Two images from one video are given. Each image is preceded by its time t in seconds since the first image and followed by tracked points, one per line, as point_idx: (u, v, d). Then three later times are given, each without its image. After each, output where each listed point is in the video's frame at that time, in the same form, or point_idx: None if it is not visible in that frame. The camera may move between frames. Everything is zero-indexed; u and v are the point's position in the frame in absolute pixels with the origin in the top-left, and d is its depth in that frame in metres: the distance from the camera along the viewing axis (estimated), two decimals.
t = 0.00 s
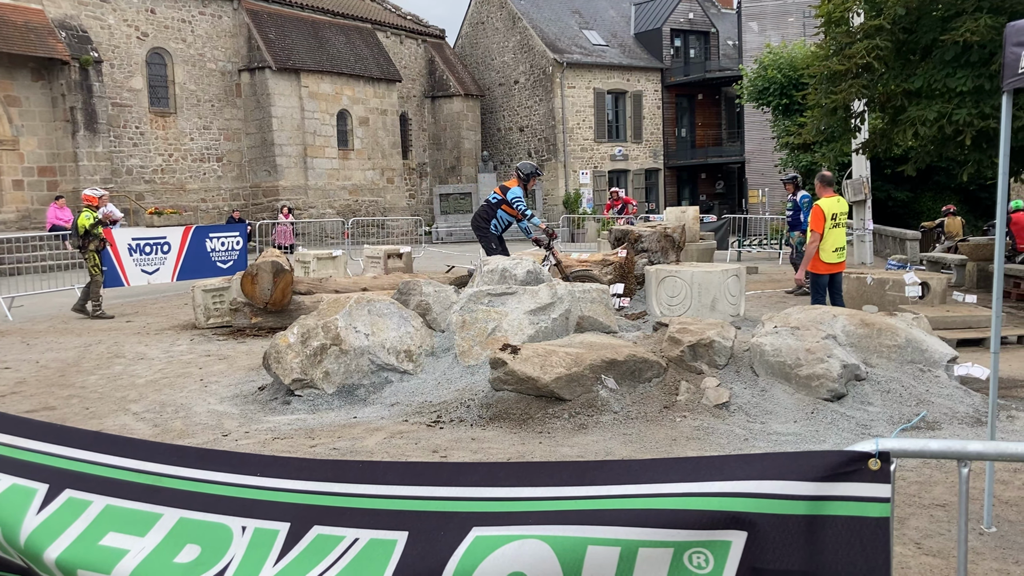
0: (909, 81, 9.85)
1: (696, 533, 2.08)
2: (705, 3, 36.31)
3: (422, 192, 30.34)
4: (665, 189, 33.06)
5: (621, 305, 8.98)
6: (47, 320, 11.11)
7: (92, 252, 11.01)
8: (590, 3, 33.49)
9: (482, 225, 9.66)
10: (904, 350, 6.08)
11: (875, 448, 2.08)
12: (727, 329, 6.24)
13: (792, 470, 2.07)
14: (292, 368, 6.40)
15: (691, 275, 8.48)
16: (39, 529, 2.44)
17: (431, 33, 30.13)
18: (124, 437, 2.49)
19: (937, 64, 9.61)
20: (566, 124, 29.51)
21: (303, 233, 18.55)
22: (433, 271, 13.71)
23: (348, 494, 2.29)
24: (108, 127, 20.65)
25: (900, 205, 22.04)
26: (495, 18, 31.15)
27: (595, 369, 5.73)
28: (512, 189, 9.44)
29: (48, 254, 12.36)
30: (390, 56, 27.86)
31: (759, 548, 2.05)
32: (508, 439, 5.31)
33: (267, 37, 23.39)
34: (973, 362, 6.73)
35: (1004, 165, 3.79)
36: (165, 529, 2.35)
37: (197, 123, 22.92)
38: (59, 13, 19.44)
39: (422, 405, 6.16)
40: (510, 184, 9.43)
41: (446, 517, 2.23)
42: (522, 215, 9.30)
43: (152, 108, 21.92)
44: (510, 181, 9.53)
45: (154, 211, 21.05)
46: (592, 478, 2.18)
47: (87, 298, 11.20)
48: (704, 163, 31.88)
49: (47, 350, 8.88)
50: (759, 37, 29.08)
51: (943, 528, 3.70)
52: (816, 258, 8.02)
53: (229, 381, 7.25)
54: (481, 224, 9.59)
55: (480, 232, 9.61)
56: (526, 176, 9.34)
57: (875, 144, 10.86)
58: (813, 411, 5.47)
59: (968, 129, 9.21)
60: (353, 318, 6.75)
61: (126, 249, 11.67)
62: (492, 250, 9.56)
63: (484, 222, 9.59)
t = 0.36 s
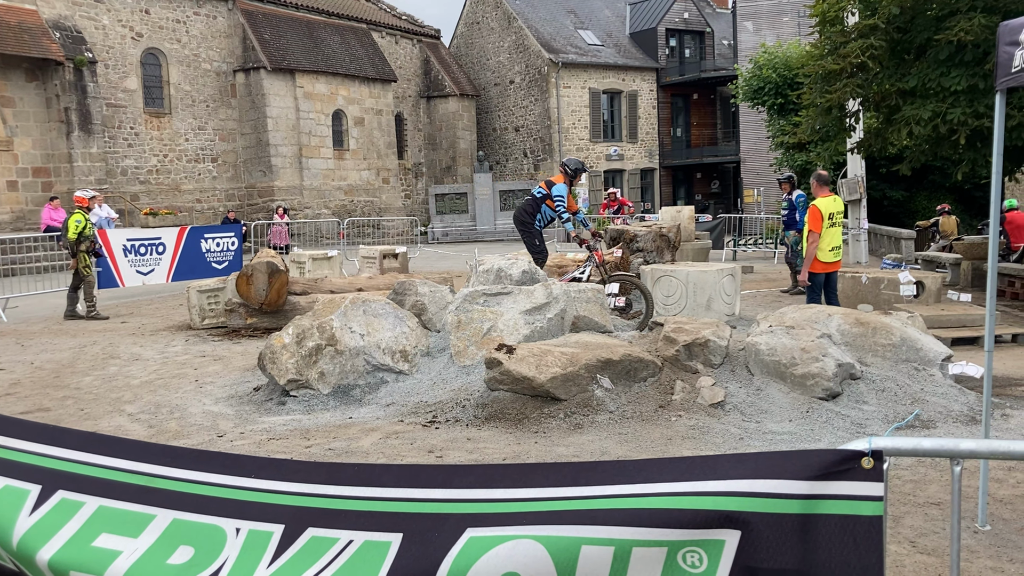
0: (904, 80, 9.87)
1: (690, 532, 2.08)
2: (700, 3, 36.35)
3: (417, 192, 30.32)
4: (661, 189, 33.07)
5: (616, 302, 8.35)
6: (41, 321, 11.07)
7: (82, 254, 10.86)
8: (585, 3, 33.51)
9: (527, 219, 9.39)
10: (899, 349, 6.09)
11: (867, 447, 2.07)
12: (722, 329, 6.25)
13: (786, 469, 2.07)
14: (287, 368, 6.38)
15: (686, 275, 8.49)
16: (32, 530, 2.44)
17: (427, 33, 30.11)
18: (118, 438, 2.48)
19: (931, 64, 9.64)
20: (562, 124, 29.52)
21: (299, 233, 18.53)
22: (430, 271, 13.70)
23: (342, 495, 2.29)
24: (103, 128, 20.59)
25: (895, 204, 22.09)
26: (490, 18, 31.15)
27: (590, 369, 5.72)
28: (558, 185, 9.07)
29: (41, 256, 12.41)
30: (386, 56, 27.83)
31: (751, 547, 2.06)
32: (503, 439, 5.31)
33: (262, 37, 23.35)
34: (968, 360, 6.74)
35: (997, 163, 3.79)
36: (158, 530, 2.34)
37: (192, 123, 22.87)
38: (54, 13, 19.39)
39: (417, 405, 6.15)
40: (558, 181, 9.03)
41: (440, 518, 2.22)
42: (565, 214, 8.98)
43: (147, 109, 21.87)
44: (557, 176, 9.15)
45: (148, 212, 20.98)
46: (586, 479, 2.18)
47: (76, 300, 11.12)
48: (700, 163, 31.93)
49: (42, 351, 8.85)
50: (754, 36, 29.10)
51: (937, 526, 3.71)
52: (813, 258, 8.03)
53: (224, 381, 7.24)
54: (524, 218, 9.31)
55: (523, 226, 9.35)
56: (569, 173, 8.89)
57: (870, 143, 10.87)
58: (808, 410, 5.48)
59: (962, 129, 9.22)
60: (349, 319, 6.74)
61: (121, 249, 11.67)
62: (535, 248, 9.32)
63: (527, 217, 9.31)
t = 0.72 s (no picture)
0: (896, 80, 9.89)
1: (680, 532, 2.08)
2: (693, 3, 36.41)
3: (411, 192, 30.32)
4: (655, 189, 33.08)
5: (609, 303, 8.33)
6: (33, 322, 11.02)
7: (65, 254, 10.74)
8: (579, 3, 33.52)
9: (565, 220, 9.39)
10: (892, 348, 6.10)
11: (857, 446, 2.07)
12: (715, 328, 6.25)
13: (777, 468, 2.07)
14: (280, 369, 6.36)
15: (679, 275, 8.55)
16: (20, 534, 2.46)
17: (420, 33, 30.08)
18: (106, 442, 2.48)
19: (923, 63, 9.67)
20: (555, 124, 29.52)
21: (292, 233, 18.49)
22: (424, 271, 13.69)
23: (332, 495, 2.28)
24: (95, 129, 20.52)
25: (889, 203, 22.14)
26: (484, 18, 31.13)
27: (584, 368, 5.72)
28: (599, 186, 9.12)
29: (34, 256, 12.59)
30: (379, 56, 27.79)
31: (742, 547, 2.06)
32: (496, 439, 5.30)
33: (255, 37, 23.30)
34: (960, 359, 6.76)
35: (988, 162, 3.79)
36: (146, 533, 2.35)
37: (186, 124, 22.81)
38: (45, 13, 19.30)
39: (411, 405, 6.14)
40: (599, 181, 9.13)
41: (429, 518, 2.22)
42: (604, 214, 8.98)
43: (140, 109, 21.80)
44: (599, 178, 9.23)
45: (141, 212, 20.91)
46: (576, 479, 2.18)
47: (67, 301, 11.05)
48: (693, 162, 31.95)
49: (34, 352, 8.82)
50: (747, 36, 29.14)
51: (930, 525, 3.71)
52: (815, 257, 8.02)
53: (217, 382, 7.21)
54: (562, 218, 9.31)
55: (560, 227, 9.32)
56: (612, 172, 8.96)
57: (862, 143, 10.89)
58: (801, 409, 5.48)
59: (954, 128, 9.24)
60: (342, 319, 6.72)
61: (114, 250, 11.67)
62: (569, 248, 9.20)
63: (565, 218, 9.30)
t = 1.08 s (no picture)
0: (887, 80, 9.92)
1: (670, 533, 2.10)
2: (685, 3, 36.48)
3: (404, 193, 30.31)
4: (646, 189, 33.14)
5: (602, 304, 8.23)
6: (22, 324, 10.94)
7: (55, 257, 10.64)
8: (571, 3, 33.54)
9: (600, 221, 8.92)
10: (882, 348, 6.12)
11: (845, 446, 2.08)
12: (707, 328, 6.26)
13: (765, 467, 2.08)
14: (270, 370, 6.34)
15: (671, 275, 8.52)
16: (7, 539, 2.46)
17: (412, 34, 30.04)
18: (95, 448, 2.49)
19: (913, 64, 9.72)
20: (548, 124, 29.52)
21: (284, 234, 18.44)
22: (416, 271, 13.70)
23: (319, 494, 2.28)
24: (86, 129, 20.42)
25: (880, 203, 22.25)
26: (476, 18, 31.11)
27: (576, 368, 5.72)
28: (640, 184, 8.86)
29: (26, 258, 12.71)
30: (371, 56, 27.75)
31: (731, 547, 2.07)
32: (488, 440, 5.30)
33: (247, 37, 23.23)
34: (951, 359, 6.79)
35: (977, 162, 3.80)
36: (134, 536, 2.34)
37: (177, 124, 22.73)
38: (35, 13, 19.19)
39: (403, 406, 6.13)
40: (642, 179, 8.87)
41: (418, 518, 2.23)
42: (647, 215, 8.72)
43: (131, 110, 21.70)
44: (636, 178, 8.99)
45: (132, 213, 20.82)
46: (565, 478, 2.19)
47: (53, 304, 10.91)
48: (685, 163, 32.02)
49: (24, 354, 8.77)
50: (738, 37, 29.21)
51: (920, 524, 3.73)
52: (818, 256, 7.99)
53: (209, 384, 7.18)
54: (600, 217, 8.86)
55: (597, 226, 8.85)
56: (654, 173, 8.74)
57: (853, 143, 10.92)
58: (792, 409, 5.49)
59: (944, 128, 9.28)
60: (333, 320, 6.70)
61: (105, 251, 11.63)
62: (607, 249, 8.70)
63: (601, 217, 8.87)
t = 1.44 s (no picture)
0: (878, 81, 9.96)
1: (664, 533, 2.10)
2: (676, 4, 36.57)
3: (396, 192, 30.27)
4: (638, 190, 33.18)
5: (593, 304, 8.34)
6: (11, 325, 10.86)
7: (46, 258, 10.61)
8: (563, 4, 33.58)
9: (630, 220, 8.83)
10: (874, 348, 6.14)
11: (839, 446, 2.07)
12: (699, 328, 6.28)
13: (758, 468, 2.09)
14: (262, 371, 6.32)
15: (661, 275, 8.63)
16: None
17: (404, 34, 30.01)
18: (88, 448, 2.48)
19: (904, 65, 9.76)
20: (539, 125, 29.53)
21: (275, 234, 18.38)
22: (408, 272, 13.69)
23: (314, 497, 2.28)
24: (76, 129, 20.30)
25: (871, 203, 22.36)
26: (468, 19, 31.10)
27: (568, 369, 5.72)
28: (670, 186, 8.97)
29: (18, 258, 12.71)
30: (363, 56, 27.70)
31: (725, 547, 2.08)
32: (482, 440, 5.29)
33: (238, 37, 23.16)
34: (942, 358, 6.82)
35: (968, 163, 3.81)
36: (126, 538, 2.33)
37: (168, 124, 22.63)
38: (25, 13, 19.05)
39: (395, 407, 6.11)
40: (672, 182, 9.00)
41: (412, 519, 2.23)
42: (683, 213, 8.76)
43: (121, 110, 21.58)
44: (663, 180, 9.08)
45: (123, 213, 20.72)
46: (560, 479, 2.20)
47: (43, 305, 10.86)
48: (677, 163, 32.09)
49: (14, 355, 8.70)
50: (730, 37, 29.29)
51: (912, 523, 3.74)
52: (820, 259, 7.88)
53: (200, 384, 7.15)
54: (634, 217, 8.77)
55: (632, 225, 8.74)
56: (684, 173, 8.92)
57: (845, 143, 10.96)
58: (784, 409, 5.51)
59: (935, 128, 9.32)
60: (325, 321, 6.68)
61: (95, 252, 11.59)
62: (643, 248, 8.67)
63: (635, 217, 8.81)
